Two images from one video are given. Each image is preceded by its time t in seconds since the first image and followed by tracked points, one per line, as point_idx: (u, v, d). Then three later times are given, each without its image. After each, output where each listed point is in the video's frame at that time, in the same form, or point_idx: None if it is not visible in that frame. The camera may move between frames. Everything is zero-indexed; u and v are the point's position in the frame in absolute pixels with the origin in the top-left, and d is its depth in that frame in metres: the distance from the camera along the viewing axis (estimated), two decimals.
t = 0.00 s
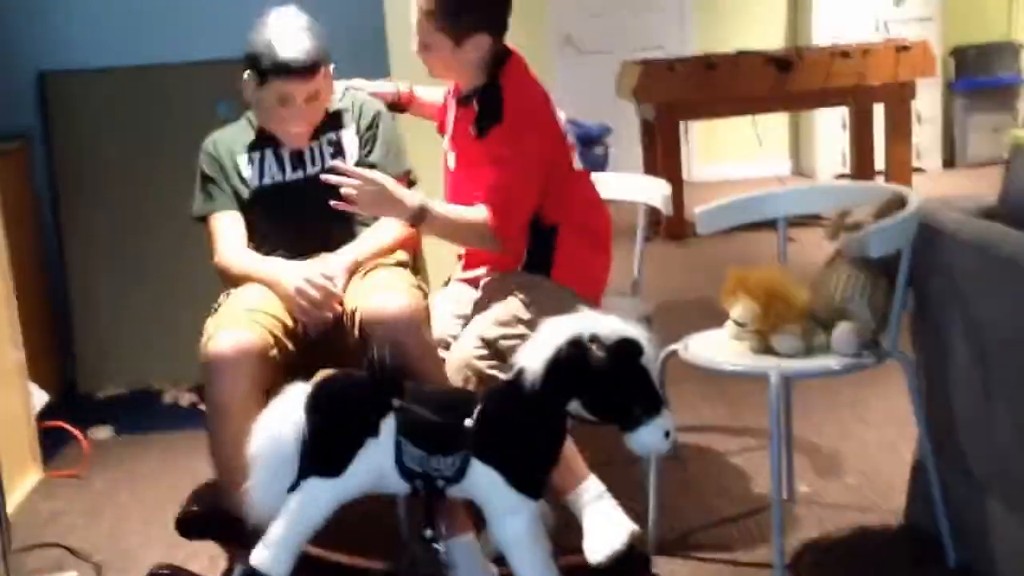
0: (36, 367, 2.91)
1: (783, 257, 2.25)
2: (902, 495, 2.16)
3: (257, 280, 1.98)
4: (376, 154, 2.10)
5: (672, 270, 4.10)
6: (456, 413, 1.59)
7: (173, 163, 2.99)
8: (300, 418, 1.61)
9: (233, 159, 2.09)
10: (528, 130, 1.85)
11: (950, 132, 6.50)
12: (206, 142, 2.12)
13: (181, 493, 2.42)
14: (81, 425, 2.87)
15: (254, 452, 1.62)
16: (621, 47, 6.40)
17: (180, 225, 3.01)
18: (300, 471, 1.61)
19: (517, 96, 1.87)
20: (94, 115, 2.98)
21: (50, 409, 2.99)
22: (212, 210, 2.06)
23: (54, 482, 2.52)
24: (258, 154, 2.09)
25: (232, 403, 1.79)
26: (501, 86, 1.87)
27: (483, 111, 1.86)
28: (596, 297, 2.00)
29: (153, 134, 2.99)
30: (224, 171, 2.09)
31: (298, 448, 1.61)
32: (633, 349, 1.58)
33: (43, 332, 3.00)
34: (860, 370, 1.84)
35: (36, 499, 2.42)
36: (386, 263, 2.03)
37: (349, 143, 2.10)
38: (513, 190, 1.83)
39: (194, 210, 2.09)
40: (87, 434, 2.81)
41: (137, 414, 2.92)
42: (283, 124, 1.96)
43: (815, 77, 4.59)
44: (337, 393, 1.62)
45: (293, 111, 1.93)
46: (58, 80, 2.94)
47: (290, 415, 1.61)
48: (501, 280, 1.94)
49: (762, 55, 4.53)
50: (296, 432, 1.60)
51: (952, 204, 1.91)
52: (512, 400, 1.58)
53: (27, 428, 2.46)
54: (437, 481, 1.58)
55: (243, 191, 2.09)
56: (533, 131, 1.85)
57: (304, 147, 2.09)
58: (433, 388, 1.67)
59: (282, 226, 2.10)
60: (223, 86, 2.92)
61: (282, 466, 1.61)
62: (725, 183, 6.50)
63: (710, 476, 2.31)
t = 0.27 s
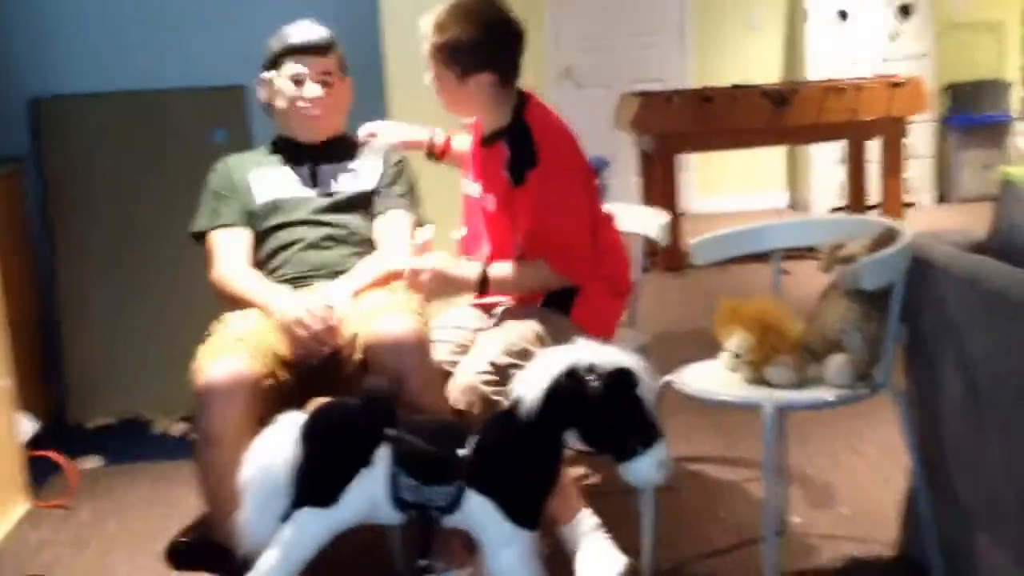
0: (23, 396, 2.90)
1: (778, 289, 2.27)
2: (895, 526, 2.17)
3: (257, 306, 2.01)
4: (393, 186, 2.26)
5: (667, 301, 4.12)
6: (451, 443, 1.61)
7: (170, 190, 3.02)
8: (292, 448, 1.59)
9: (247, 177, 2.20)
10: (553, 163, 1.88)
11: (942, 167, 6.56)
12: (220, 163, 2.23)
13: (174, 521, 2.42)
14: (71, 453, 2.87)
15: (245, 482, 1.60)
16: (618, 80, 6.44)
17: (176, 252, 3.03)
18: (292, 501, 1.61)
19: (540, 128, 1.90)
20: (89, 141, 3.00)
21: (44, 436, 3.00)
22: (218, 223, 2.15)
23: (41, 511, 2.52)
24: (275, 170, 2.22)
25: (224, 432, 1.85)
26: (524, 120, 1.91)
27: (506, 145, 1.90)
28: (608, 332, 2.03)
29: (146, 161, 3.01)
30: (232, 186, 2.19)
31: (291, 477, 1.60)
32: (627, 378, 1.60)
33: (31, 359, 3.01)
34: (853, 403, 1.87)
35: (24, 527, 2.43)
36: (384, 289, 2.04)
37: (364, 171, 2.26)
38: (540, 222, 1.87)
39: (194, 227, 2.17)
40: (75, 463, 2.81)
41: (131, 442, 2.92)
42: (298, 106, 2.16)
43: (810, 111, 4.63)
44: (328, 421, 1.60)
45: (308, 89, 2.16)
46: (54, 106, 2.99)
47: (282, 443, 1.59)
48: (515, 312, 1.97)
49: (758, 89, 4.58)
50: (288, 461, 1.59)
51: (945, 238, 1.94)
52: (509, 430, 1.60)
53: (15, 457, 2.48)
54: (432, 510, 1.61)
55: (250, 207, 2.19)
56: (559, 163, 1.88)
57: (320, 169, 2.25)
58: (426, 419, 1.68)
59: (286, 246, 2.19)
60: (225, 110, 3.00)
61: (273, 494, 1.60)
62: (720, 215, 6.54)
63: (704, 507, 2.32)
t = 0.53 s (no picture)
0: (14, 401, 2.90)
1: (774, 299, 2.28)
2: (888, 535, 2.18)
3: (249, 314, 2.03)
4: (389, 195, 2.26)
5: (662, 310, 4.14)
6: (446, 450, 1.62)
7: (168, 197, 3.04)
8: (286, 457, 1.60)
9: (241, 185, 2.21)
10: (557, 168, 1.90)
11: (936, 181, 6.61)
12: (215, 170, 2.24)
13: (169, 527, 2.42)
14: (65, 460, 2.87)
15: (237, 491, 1.61)
16: (614, 91, 6.45)
17: (173, 260, 3.05)
18: (285, 510, 1.62)
19: (546, 135, 1.93)
20: (86, 147, 3.02)
21: (39, 442, 3.00)
22: (211, 230, 2.16)
23: (32, 519, 2.53)
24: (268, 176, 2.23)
25: (216, 438, 1.84)
26: (530, 127, 1.93)
27: (510, 151, 1.93)
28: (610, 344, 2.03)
29: (143, 169, 3.03)
30: (227, 195, 2.21)
31: (284, 486, 1.61)
32: (622, 387, 1.60)
33: (24, 365, 3.01)
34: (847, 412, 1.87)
35: (17, 533, 2.43)
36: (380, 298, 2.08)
37: (358, 178, 2.26)
38: (542, 227, 1.89)
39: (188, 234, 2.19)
40: (65, 471, 2.81)
41: (125, 449, 2.93)
42: (292, 101, 2.18)
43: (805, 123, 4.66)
44: (323, 430, 1.62)
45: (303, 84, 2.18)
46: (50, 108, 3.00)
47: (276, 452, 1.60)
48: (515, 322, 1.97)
49: (754, 102, 4.61)
50: (281, 470, 1.60)
51: (937, 249, 1.96)
52: (504, 438, 1.60)
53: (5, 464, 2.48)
54: (427, 518, 1.61)
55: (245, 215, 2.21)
56: (563, 169, 1.91)
57: (313, 175, 2.25)
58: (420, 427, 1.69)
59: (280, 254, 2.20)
60: (224, 120, 3.02)
61: (267, 502, 1.61)
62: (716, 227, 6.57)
63: (696, 515, 2.33)
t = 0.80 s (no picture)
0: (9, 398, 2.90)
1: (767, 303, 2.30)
2: (878, 538, 2.20)
3: (243, 314, 2.04)
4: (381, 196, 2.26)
5: (655, 314, 4.16)
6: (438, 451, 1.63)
7: (163, 196, 3.04)
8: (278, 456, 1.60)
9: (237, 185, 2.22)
10: (552, 172, 1.90)
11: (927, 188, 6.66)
12: (212, 172, 2.25)
13: (162, 525, 2.43)
14: (60, 458, 2.88)
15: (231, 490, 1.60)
16: (608, 96, 6.46)
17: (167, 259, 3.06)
18: (278, 509, 1.62)
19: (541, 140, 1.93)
20: (81, 146, 3.01)
21: (33, 440, 3.00)
22: (207, 229, 2.17)
23: (25, 515, 2.53)
24: (264, 176, 2.24)
25: (206, 436, 1.84)
26: (525, 130, 1.93)
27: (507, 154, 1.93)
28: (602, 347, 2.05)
29: (138, 168, 3.03)
30: (222, 198, 2.21)
31: (278, 485, 1.60)
32: (614, 389, 1.60)
33: (20, 362, 3.01)
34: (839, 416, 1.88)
35: (12, 530, 2.43)
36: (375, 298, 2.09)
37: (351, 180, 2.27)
38: (537, 231, 1.89)
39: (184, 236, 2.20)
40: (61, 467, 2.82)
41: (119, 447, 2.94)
42: (286, 102, 2.18)
43: (798, 130, 4.68)
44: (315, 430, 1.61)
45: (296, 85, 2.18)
46: (48, 108, 2.99)
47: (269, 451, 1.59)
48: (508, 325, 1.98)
49: (747, 108, 4.63)
50: (275, 468, 1.59)
51: (929, 255, 1.97)
52: (497, 439, 1.61)
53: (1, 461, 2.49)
54: (421, 518, 1.62)
55: (238, 215, 2.22)
56: (558, 173, 1.91)
57: (307, 176, 2.26)
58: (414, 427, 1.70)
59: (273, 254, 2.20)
60: (220, 120, 3.02)
61: (260, 502, 1.60)
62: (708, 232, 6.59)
63: (688, 518, 2.34)
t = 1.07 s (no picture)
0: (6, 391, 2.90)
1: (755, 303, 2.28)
2: (865, 537, 2.22)
3: (238, 310, 2.05)
4: (374, 194, 2.26)
5: (645, 313, 4.19)
6: (432, 448, 1.63)
7: (159, 194, 3.05)
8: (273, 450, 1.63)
9: (231, 184, 2.23)
10: (550, 168, 1.92)
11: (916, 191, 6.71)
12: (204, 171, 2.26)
13: (155, 519, 2.43)
14: (54, 451, 2.89)
15: (226, 484, 1.63)
16: (602, 95, 6.60)
17: (164, 255, 3.07)
18: (272, 504, 1.64)
19: (540, 133, 1.94)
20: (78, 143, 3.03)
21: (27, 433, 3.02)
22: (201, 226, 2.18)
23: (21, 507, 2.54)
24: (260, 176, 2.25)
25: (199, 430, 1.83)
26: (524, 126, 1.96)
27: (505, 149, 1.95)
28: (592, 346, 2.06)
29: (134, 165, 3.05)
30: (217, 195, 2.22)
31: (272, 480, 1.63)
32: (606, 387, 1.60)
33: (17, 355, 3.02)
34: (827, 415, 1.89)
35: (7, 522, 2.44)
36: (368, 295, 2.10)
37: (343, 179, 2.28)
38: (532, 225, 1.91)
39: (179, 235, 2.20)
40: (56, 460, 2.84)
41: (112, 441, 2.94)
42: (291, 101, 2.20)
43: (788, 131, 4.71)
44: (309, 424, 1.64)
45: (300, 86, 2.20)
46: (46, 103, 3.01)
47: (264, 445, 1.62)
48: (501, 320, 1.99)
49: (737, 108, 4.65)
50: (270, 463, 1.62)
51: (918, 257, 2.00)
52: (488, 436, 1.62)
53: None
54: (412, 514, 1.63)
55: (232, 215, 2.22)
56: (556, 169, 1.93)
57: (302, 176, 2.27)
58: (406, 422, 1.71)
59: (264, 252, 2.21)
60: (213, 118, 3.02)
61: (255, 497, 1.63)
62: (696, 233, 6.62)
63: (678, 515, 2.36)
